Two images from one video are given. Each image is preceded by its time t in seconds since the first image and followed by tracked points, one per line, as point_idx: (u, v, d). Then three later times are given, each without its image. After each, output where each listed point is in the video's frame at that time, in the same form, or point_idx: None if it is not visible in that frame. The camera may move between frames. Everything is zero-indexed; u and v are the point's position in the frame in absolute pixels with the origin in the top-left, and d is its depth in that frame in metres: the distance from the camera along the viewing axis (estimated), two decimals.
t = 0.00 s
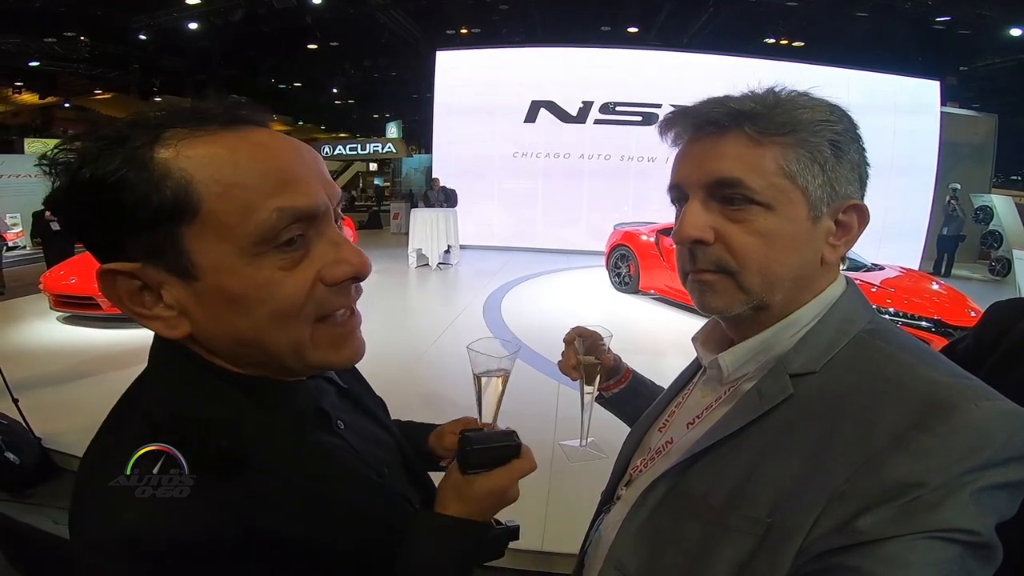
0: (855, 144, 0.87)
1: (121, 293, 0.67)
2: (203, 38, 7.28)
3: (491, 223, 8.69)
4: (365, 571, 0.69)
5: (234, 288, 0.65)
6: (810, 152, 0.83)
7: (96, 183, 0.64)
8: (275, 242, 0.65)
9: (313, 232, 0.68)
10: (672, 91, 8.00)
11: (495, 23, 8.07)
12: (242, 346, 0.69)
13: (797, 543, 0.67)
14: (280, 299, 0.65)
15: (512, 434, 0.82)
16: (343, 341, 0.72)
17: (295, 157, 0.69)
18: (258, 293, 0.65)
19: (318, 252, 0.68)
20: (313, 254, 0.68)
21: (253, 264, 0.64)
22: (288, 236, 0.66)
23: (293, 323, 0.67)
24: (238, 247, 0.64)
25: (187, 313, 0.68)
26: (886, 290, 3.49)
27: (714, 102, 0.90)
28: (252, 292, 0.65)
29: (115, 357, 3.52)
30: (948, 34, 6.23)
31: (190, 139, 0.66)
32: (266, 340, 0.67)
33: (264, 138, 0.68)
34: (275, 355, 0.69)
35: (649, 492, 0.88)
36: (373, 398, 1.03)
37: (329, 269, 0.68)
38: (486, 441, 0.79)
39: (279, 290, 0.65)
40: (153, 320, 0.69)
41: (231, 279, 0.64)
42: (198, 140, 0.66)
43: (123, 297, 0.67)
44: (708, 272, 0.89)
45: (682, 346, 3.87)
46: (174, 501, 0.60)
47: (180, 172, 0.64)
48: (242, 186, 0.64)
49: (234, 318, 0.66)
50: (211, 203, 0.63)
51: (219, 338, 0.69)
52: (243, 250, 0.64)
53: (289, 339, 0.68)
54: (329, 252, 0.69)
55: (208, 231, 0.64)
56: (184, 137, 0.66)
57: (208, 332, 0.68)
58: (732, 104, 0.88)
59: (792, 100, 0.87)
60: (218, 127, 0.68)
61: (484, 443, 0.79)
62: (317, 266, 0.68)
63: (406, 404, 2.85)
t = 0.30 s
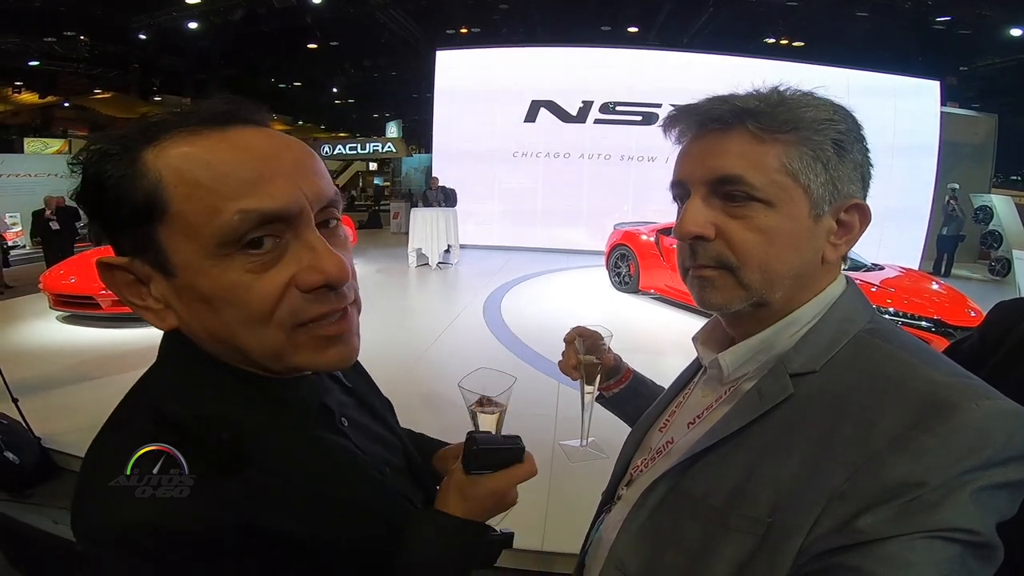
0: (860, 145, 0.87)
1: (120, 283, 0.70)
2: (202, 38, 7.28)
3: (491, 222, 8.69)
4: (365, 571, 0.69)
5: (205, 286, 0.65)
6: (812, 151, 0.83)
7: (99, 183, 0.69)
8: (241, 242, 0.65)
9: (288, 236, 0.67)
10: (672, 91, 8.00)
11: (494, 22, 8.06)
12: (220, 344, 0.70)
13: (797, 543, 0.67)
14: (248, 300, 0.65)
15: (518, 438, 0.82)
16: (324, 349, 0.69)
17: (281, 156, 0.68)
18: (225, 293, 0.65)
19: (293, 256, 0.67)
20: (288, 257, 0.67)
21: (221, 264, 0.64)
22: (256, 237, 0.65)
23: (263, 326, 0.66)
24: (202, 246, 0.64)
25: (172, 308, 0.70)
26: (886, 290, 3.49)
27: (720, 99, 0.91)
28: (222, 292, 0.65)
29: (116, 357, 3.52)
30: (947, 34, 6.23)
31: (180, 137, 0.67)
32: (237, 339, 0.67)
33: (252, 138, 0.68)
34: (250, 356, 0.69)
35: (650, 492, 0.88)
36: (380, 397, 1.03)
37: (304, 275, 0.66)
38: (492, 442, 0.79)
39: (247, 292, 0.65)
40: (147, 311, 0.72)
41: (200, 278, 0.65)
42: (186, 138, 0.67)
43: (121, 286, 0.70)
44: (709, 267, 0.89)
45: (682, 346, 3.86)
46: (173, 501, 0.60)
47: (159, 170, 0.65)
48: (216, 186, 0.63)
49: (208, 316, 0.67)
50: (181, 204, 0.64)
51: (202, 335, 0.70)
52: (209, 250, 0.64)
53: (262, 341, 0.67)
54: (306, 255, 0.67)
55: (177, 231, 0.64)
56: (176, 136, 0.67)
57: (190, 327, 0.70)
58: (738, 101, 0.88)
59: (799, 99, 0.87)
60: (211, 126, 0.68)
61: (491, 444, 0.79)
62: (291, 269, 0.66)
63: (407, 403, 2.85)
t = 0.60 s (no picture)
0: (862, 145, 0.87)
1: (127, 276, 0.71)
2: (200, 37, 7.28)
3: (490, 222, 8.68)
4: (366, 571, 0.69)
5: (209, 281, 0.65)
6: (815, 150, 0.84)
7: (110, 179, 0.69)
8: (246, 238, 0.65)
9: (292, 233, 0.67)
10: (671, 91, 8.00)
11: (494, 21, 8.05)
12: (224, 339, 0.70)
13: (798, 544, 0.67)
14: (251, 295, 0.65)
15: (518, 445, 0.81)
16: (325, 346, 0.69)
17: (288, 153, 0.68)
18: (228, 288, 0.65)
19: (297, 252, 0.67)
20: (293, 253, 0.67)
21: (226, 259, 0.65)
22: (261, 234, 0.65)
23: (266, 321, 0.66)
24: (208, 241, 0.64)
25: (178, 302, 0.70)
26: (885, 290, 3.50)
27: (723, 98, 0.90)
28: (225, 287, 0.65)
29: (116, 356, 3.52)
30: (946, 35, 6.25)
31: (188, 134, 0.67)
32: (241, 334, 0.67)
33: (258, 135, 0.68)
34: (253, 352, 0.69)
35: (651, 492, 0.88)
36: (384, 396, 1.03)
37: (307, 271, 0.66)
38: (491, 451, 0.78)
39: (250, 287, 0.65)
40: (153, 305, 0.72)
41: (206, 273, 0.65)
42: (194, 135, 0.67)
43: (129, 281, 0.71)
44: (712, 267, 0.88)
45: (682, 346, 3.86)
46: (173, 501, 0.60)
47: (168, 166, 0.65)
48: (221, 182, 0.64)
49: (213, 311, 0.67)
50: (188, 199, 0.64)
51: (206, 331, 0.70)
52: (214, 245, 0.64)
53: (265, 337, 0.67)
54: (311, 252, 0.67)
55: (183, 226, 0.65)
56: (185, 131, 0.67)
57: (195, 322, 0.70)
58: (740, 99, 0.88)
59: (801, 99, 0.87)
60: (218, 123, 0.68)
61: (489, 451, 0.78)
62: (294, 267, 0.66)
63: (407, 403, 2.85)
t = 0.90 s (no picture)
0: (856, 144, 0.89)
1: (141, 269, 0.70)
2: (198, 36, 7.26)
3: (488, 221, 8.68)
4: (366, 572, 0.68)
5: (225, 273, 0.66)
6: (819, 148, 0.85)
7: (126, 173, 0.69)
8: (263, 231, 0.65)
9: (307, 227, 0.68)
10: (670, 90, 8.01)
11: (492, 21, 8.04)
12: (236, 333, 0.70)
13: (799, 544, 0.67)
14: (266, 288, 0.65)
15: (518, 455, 0.82)
16: (335, 340, 0.69)
17: (304, 150, 0.69)
18: (244, 280, 0.65)
19: (311, 245, 0.67)
20: (307, 247, 0.67)
21: (242, 250, 0.65)
22: (277, 227, 0.66)
23: (280, 313, 0.66)
24: (226, 233, 0.65)
25: (191, 295, 0.70)
26: (882, 290, 3.50)
27: (727, 97, 0.90)
28: (241, 278, 0.65)
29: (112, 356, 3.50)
30: (943, 35, 6.26)
31: (207, 129, 0.67)
32: (254, 327, 0.67)
33: (275, 133, 0.68)
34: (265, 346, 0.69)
35: (651, 493, 0.88)
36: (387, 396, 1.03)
37: (320, 265, 0.66)
38: (492, 459, 0.79)
39: (266, 279, 0.65)
40: (164, 299, 0.71)
41: (222, 265, 0.65)
42: (213, 130, 0.67)
43: (142, 274, 0.70)
44: (729, 269, 0.86)
45: (680, 346, 3.86)
46: (174, 502, 0.60)
47: (187, 161, 0.66)
48: (240, 176, 0.64)
49: (227, 304, 0.67)
50: (208, 192, 0.65)
51: (218, 324, 0.70)
52: (232, 237, 0.65)
53: (275, 331, 0.67)
54: (325, 246, 0.68)
55: (201, 218, 0.65)
56: (203, 126, 0.68)
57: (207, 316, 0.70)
58: (745, 99, 0.88)
59: (802, 98, 0.88)
60: (235, 119, 0.69)
61: (489, 460, 0.79)
62: (308, 260, 0.67)
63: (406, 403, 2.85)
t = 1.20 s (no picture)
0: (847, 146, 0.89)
1: (166, 263, 0.70)
2: (194, 36, 7.25)
3: (485, 221, 8.68)
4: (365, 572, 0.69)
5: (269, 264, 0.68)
6: (809, 150, 0.85)
7: (141, 169, 0.69)
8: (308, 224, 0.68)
9: (345, 220, 0.72)
10: (666, 90, 8.03)
11: (489, 20, 8.05)
12: (267, 327, 0.71)
13: (796, 545, 0.67)
14: (308, 278, 0.68)
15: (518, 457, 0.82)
16: (365, 330, 0.74)
17: (337, 150, 0.73)
18: (289, 270, 0.68)
19: (348, 237, 0.71)
20: (345, 240, 0.71)
21: (287, 242, 0.68)
22: (320, 220, 0.69)
23: (320, 303, 0.70)
24: (275, 224, 0.67)
25: (222, 289, 0.70)
26: (877, 290, 3.51)
27: (716, 101, 0.90)
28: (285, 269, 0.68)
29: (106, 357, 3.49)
30: (939, 35, 6.29)
31: (245, 126, 0.70)
32: (291, 318, 0.70)
33: (310, 132, 0.72)
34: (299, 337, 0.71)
35: (649, 494, 0.88)
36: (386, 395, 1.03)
37: (356, 256, 0.71)
38: (492, 461, 0.79)
39: (309, 270, 0.68)
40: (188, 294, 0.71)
41: (266, 256, 0.68)
42: (251, 128, 0.70)
43: (166, 268, 0.70)
44: (721, 275, 0.87)
45: (678, 346, 3.87)
46: (173, 502, 0.60)
47: (233, 155, 0.68)
48: (287, 172, 0.67)
49: (265, 296, 0.69)
50: (257, 186, 0.67)
51: (249, 319, 0.71)
52: (279, 230, 0.67)
53: (312, 321, 0.70)
54: (359, 240, 0.72)
55: (247, 210, 0.67)
56: (239, 125, 0.70)
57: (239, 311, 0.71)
58: (733, 103, 0.89)
59: (789, 101, 0.88)
60: (269, 119, 0.71)
61: (489, 463, 0.79)
62: (346, 252, 0.71)
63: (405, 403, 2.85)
